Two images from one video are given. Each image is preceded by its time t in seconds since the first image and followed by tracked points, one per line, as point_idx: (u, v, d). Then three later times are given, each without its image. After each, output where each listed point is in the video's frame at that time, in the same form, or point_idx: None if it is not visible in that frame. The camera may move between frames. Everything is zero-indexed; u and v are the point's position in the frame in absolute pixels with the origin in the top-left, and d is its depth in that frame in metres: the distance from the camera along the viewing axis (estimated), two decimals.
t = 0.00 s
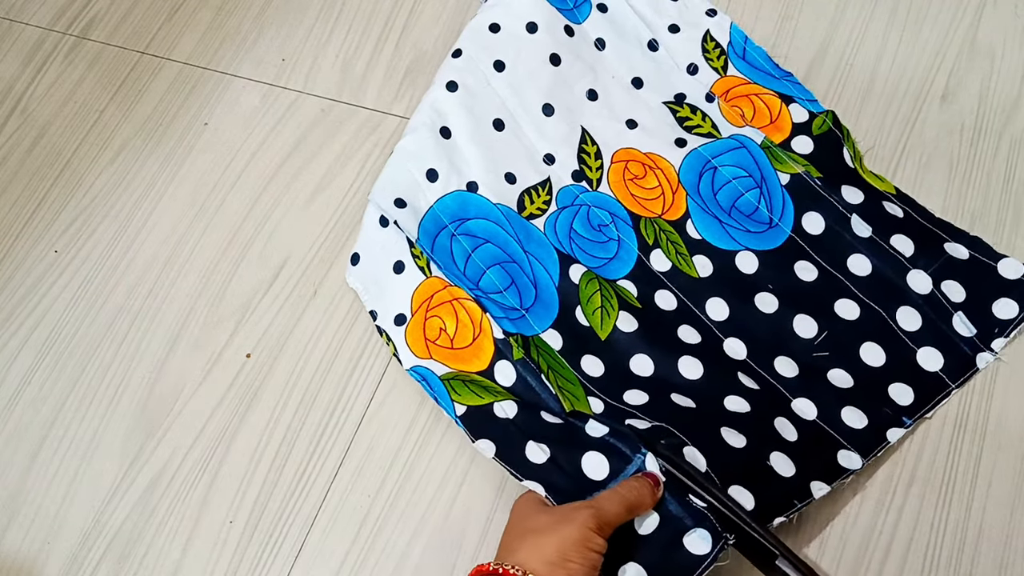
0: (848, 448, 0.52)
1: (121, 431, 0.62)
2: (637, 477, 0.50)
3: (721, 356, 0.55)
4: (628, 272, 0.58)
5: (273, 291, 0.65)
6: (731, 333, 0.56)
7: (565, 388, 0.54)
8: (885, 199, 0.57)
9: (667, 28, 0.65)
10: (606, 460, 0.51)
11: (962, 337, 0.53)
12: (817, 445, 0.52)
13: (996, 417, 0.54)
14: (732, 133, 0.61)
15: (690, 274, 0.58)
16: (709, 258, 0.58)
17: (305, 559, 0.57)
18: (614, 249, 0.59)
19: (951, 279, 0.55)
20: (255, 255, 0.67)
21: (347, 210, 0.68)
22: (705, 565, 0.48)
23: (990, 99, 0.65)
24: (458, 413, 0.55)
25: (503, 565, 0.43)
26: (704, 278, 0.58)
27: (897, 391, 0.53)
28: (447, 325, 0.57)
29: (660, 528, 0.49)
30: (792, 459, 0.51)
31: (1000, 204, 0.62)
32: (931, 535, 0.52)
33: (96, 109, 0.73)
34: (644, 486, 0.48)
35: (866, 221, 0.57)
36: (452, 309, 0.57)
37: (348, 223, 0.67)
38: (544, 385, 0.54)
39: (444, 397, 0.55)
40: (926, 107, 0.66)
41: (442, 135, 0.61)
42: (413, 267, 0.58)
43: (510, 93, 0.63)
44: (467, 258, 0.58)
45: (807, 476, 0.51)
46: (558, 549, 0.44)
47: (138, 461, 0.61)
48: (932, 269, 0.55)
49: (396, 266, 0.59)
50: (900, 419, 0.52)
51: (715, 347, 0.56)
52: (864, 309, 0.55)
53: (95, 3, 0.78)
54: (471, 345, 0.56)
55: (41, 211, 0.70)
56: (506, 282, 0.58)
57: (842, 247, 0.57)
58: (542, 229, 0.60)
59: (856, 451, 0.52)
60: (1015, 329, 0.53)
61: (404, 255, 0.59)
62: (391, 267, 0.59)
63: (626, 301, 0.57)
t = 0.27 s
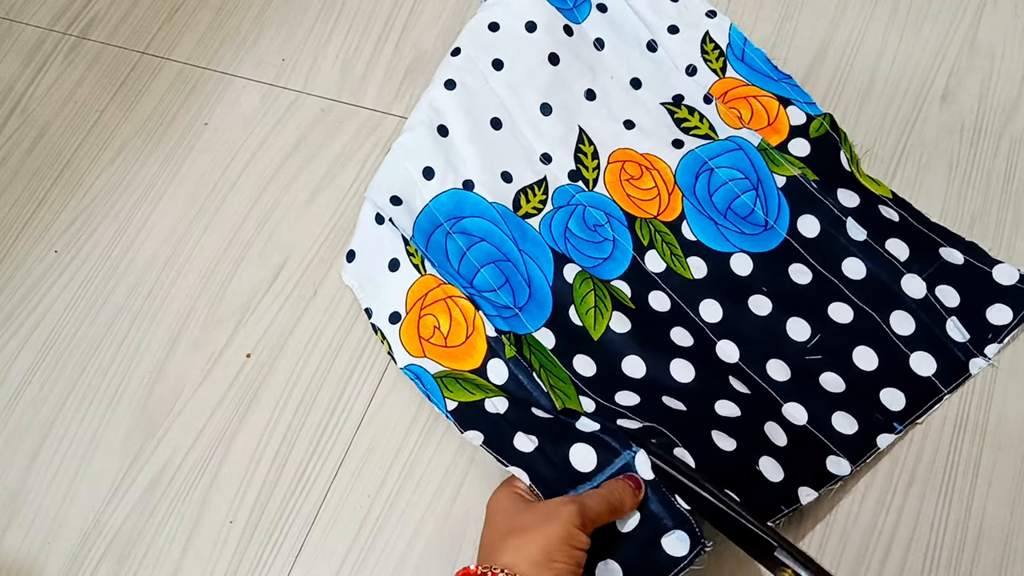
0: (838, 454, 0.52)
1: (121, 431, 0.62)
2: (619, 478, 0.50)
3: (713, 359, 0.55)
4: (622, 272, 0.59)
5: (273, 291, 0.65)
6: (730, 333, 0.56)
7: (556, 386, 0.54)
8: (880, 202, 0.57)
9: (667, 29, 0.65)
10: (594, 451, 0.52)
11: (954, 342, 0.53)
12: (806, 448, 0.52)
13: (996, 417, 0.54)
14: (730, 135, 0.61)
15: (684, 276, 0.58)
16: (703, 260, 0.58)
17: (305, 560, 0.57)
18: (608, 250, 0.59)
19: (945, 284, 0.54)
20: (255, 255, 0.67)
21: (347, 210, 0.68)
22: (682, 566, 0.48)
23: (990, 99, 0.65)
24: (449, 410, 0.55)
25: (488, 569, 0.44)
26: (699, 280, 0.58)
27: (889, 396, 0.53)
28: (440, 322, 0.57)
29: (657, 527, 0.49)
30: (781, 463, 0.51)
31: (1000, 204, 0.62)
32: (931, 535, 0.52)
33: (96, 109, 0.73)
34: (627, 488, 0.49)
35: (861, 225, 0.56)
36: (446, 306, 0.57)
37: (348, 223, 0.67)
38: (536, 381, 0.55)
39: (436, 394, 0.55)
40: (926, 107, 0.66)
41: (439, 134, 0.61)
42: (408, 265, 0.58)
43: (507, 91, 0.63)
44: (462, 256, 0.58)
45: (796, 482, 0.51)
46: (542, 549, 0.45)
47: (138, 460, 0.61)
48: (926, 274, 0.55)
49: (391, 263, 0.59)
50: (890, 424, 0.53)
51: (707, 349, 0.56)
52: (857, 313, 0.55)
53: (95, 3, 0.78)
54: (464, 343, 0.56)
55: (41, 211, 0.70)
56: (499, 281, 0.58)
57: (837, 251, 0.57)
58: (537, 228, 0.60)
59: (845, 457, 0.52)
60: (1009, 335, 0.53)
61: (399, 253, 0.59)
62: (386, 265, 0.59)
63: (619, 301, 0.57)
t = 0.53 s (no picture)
0: (825, 457, 0.52)
1: (121, 431, 0.62)
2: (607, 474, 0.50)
3: (704, 363, 0.55)
4: (614, 273, 0.59)
5: (273, 291, 0.65)
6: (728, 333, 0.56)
7: (546, 380, 0.54)
8: (874, 207, 0.57)
9: (666, 31, 0.65)
10: (586, 445, 0.51)
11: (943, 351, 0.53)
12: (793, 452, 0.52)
13: (996, 417, 0.54)
14: (726, 137, 0.61)
15: (676, 277, 0.58)
16: (696, 263, 0.58)
17: (305, 560, 0.57)
18: (601, 250, 0.59)
19: (937, 291, 0.54)
20: (255, 255, 0.67)
21: (347, 210, 0.68)
22: (681, 550, 0.49)
23: (990, 99, 0.65)
24: (436, 398, 0.54)
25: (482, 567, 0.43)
26: (690, 282, 0.58)
27: (878, 402, 0.53)
28: (431, 314, 0.57)
29: (654, 522, 0.49)
30: (768, 461, 0.51)
31: (1000, 204, 0.62)
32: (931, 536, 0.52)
33: (96, 109, 0.73)
34: (616, 483, 0.49)
35: (854, 231, 0.56)
36: (437, 299, 0.57)
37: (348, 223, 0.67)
38: (526, 375, 0.54)
39: (424, 383, 0.55)
40: (926, 107, 0.66)
41: (435, 131, 0.61)
42: (401, 258, 0.58)
43: (505, 91, 0.62)
44: (454, 252, 0.58)
45: (781, 482, 0.51)
46: (536, 543, 0.44)
47: (138, 461, 0.61)
48: (918, 281, 0.54)
49: (383, 257, 0.58)
50: (879, 429, 0.52)
51: (697, 351, 0.56)
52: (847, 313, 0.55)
53: (95, 3, 0.78)
54: (454, 335, 0.56)
55: (41, 211, 0.70)
56: (492, 277, 0.58)
57: (829, 256, 0.56)
58: (531, 227, 0.60)
59: (833, 460, 0.52)
60: (1000, 343, 0.52)
61: (392, 247, 0.59)
62: (378, 258, 0.59)
63: (611, 301, 0.58)
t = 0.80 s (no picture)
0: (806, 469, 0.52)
1: (121, 432, 0.62)
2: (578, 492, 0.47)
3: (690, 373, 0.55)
4: (605, 272, 0.59)
5: (273, 291, 0.65)
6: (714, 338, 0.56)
7: (536, 360, 0.54)
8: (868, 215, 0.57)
9: (666, 32, 0.65)
10: (563, 445, 0.49)
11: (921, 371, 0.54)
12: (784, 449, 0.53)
13: (996, 418, 0.54)
14: (721, 141, 0.61)
15: (666, 280, 0.58)
16: (686, 265, 0.58)
17: (306, 560, 0.57)
18: (593, 250, 0.59)
19: (926, 301, 0.54)
20: (255, 255, 0.67)
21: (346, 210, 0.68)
22: None
23: (990, 100, 0.66)
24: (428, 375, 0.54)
25: None
26: (680, 284, 0.58)
27: (862, 411, 0.53)
28: (423, 299, 0.56)
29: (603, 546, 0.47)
30: (744, 478, 0.52)
31: (1000, 204, 0.62)
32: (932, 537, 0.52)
33: (96, 109, 0.73)
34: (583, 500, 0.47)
35: (845, 237, 0.56)
36: (429, 285, 0.56)
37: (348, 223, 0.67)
38: (516, 353, 0.54)
39: (415, 361, 0.54)
40: (926, 108, 0.66)
41: (431, 128, 0.61)
42: (394, 247, 0.57)
43: (502, 89, 0.62)
44: (446, 245, 0.58)
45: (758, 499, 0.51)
46: (498, 553, 0.43)
47: (138, 461, 0.61)
48: (907, 291, 0.55)
49: (376, 246, 0.58)
50: (861, 439, 0.53)
51: (683, 355, 0.56)
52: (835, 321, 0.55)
53: (95, 2, 0.78)
54: (446, 319, 0.56)
55: (41, 211, 0.70)
56: (483, 269, 0.58)
57: (819, 261, 0.57)
58: (523, 225, 0.60)
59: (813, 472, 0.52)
60: (987, 355, 0.53)
61: (385, 236, 0.58)
62: (372, 248, 0.58)
63: (600, 300, 0.57)
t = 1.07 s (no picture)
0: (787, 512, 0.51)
1: (121, 432, 0.62)
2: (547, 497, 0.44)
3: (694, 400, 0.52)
4: (608, 299, 0.57)
5: (273, 291, 0.65)
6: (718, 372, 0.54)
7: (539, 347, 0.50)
8: (877, 266, 0.56)
9: (678, 67, 0.64)
10: (554, 439, 0.45)
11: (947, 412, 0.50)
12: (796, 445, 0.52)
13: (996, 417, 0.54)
14: (730, 185, 0.60)
15: (670, 318, 0.56)
16: (690, 306, 0.56)
17: (306, 559, 0.57)
18: (595, 279, 0.57)
19: (934, 361, 0.52)
20: (255, 255, 0.67)
21: (346, 210, 0.68)
22: None
23: (990, 100, 0.66)
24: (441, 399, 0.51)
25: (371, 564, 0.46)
26: (683, 324, 0.56)
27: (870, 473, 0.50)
28: (429, 316, 0.54)
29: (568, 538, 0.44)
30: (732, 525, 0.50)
31: (1000, 204, 0.63)
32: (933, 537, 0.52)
33: (96, 110, 0.73)
34: (549, 500, 0.43)
35: (853, 291, 0.55)
36: (431, 297, 0.54)
37: (348, 223, 0.67)
38: (518, 344, 0.50)
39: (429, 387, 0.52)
40: (926, 108, 0.66)
41: (433, 157, 0.61)
42: (397, 267, 0.57)
43: (507, 120, 0.62)
44: (444, 259, 0.57)
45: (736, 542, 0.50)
46: (429, 544, 0.45)
47: (138, 461, 0.61)
48: (916, 348, 0.52)
49: (383, 271, 0.58)
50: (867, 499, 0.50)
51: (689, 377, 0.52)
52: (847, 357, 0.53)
53: (94, 2, 0.78)
54: (452, 328, 0.53)
55: (41, 212, 0.70)
56: (482, 279, 0.55)
57: (826, 313, 0.55)
58: (524, 251, 0.58)
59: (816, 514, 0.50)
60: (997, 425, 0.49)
61: (389, 260, 0.58)
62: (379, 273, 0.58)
63: (604, 320, 0.55)
